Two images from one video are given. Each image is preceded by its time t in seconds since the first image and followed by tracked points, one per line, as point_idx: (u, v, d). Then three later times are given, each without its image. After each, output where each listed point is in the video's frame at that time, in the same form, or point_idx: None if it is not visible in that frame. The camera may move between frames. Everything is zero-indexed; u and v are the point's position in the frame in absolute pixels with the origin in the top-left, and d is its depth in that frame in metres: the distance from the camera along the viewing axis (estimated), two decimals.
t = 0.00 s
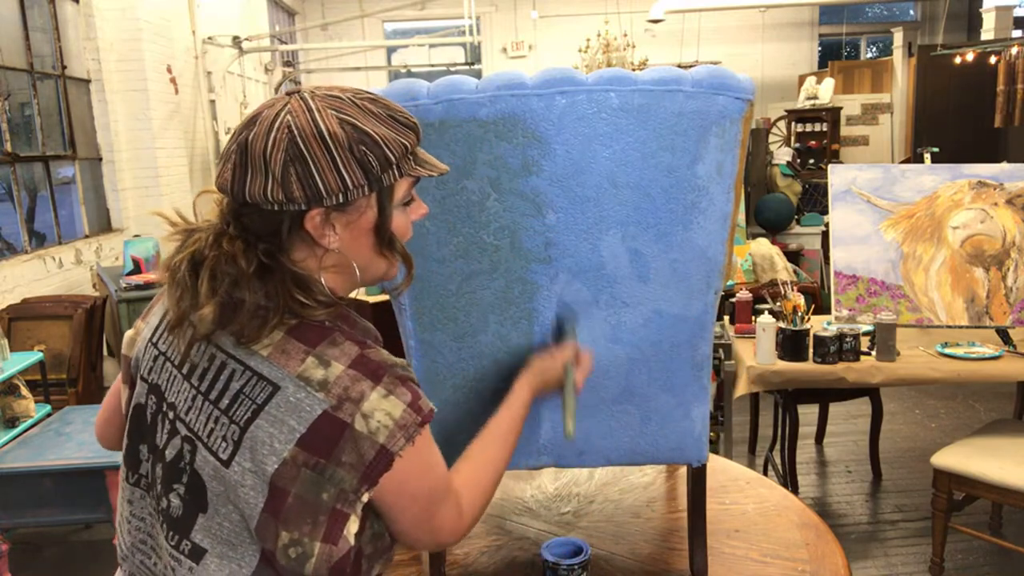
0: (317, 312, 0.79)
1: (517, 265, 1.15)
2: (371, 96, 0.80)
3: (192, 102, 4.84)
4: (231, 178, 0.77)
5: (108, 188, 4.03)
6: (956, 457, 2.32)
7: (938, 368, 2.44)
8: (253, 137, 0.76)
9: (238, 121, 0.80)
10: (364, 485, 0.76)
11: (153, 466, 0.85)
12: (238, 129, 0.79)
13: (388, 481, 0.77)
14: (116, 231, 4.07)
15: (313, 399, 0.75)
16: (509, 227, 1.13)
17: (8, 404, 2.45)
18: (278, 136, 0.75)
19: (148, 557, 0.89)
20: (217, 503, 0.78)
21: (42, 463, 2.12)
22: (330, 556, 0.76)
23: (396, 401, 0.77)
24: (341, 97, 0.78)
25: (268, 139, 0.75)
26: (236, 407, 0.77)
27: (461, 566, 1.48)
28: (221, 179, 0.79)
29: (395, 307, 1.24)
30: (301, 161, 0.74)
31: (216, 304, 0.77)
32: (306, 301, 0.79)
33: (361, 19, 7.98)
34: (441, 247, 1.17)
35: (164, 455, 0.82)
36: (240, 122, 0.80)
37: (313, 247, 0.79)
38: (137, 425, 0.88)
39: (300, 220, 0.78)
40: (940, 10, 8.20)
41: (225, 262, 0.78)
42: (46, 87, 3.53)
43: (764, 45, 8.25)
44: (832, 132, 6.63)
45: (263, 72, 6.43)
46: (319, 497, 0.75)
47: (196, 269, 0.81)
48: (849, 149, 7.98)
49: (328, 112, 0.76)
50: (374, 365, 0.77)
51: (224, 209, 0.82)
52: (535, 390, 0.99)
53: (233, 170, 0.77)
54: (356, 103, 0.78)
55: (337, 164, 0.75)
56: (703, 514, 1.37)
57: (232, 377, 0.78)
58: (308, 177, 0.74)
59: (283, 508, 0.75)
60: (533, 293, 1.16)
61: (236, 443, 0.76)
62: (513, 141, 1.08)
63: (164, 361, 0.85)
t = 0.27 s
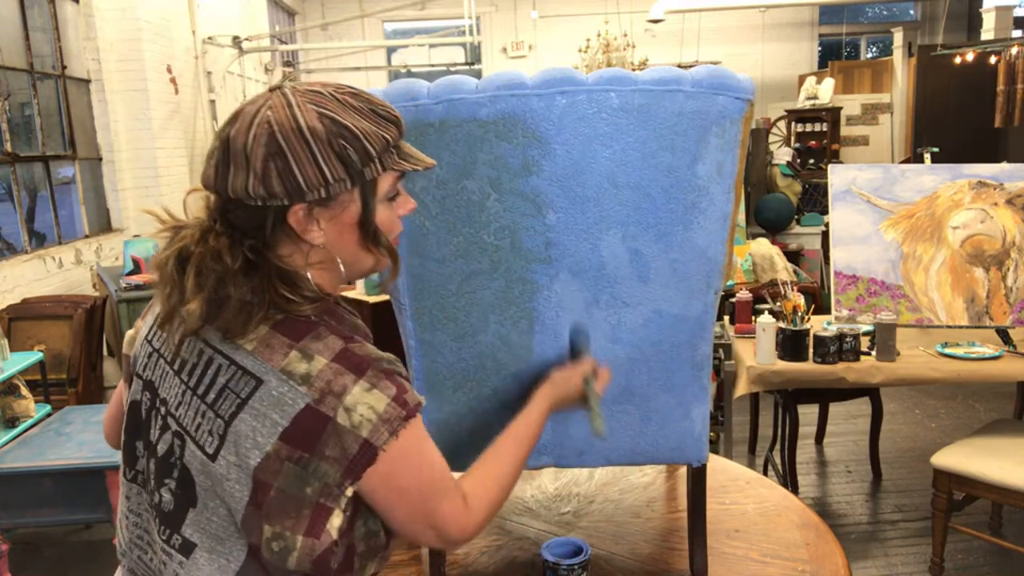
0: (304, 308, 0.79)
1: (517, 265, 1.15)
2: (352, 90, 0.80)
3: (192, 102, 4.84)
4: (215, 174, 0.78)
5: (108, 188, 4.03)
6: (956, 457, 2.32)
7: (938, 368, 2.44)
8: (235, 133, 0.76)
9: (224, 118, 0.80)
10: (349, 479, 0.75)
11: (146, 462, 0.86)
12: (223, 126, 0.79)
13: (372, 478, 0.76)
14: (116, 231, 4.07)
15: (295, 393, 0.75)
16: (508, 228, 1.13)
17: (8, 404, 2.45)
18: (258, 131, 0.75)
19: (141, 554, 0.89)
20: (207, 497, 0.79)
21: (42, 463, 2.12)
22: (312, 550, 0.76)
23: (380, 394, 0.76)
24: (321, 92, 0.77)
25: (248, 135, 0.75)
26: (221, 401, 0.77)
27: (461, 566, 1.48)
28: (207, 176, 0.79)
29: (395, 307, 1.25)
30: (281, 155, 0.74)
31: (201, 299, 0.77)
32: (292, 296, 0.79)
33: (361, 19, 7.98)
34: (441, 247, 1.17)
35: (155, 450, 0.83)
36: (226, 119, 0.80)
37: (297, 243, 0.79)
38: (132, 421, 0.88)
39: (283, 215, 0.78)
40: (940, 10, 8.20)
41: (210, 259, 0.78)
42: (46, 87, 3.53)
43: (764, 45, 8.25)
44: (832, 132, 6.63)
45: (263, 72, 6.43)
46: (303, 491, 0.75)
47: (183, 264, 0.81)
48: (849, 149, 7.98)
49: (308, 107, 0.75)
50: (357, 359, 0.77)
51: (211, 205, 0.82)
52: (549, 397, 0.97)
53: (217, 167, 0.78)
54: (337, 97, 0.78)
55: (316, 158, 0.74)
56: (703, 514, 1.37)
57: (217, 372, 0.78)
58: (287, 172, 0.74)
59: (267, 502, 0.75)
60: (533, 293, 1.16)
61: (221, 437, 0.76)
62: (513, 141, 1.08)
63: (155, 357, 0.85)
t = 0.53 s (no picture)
0: (286, 298, 0.79)
1: (517, 265, 1.15)
2: (335, 82, 0.80)
3: (192, 103, 4.84)
4: (196, 163, 0.78)
5: (108, 189, 4.03)
6: (957, 457, 2.32)
7: (938, 368, 2.44)
8: (216, 122, 0.76)
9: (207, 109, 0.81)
10: (334, 464, 0.76)
11: (139, 460, 0.87)
12: (205, 116, 0.79)
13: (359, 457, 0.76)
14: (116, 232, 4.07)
15: (276, 381, 0.75)
16: (507, 227, 1.13)
17: (8, 404, 2.45)
18: (239, 120, 0.75)
19: (134, 552, 0.90)
20: (195, 491, 0.79)
21: (42, 463, 2.12)
22: (301, 535, 0.76)
23: (361, 377, 0.75)
24: (304, 84, 0.77)
25: (229, 123, 0.75)
26: (205, 394, 0.77)
27: (461, 566, 1.48)
28: (188, 165, 0.79)
29: (395, 307, 1.25)
30: (261, 143, 0.74)
31: (181, 289, 0.77)
32: (274, 287, 0.79)
33: (361, 19, 7.97)
34: (441, 247, 1.17)
35: (146, 447, 0.84)
36: (209, 110, 0.80)
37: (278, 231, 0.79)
38: (126, 421, 0.90)
39: (263, 203, 0.77)
40: (940, 10, 8.19)
41: (192, 249, 0.78)
42: (46, 87, 3.53)
43: (764, 45, 8.25)
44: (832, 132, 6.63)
45: (263, 72, 6.43)
46: (288, 478, 0.75)
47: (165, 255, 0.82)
48: (849, 149, 7.98)
49: (290, 96, 0.75)
50: (336, 345, 0.76)
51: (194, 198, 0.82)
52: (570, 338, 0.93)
53: (198, 156, 0.78)
54: (318, 88, 0.78)
55: (296, 146, 0.74)
56: (703, 514, 1.37)
57: (201, 365, 0.79)
58: (268, 159, 0.74)
59: (251, 491, 0.75)
60: (533, 293, 1.16)
61: (205, 430, 0.77)
62: (513, 141, 1.08)
63: (145, 356, 0.86)
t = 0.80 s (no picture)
0: (281, 305, 0.79)
1: (517, 265, 1.15)
2: (326, 85, 0.80)
3: (192, 102, 4.84)
4: (187, 168, 0.77)
5: (108, 189, 4.03)
6: (956, 457, 2.32)
7: (938, 368, 2.44)
8: (207, 128, 0.76)
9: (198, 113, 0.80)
10: (328, 475, 0.75)
11: (134, 464, 0.87)
12: (196, 119, 0.79)
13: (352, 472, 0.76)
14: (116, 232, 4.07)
15: (271, 391, 0.75)
16: (507, 228, 1.13)
17: (8, 404, 2.45)
18: (231, 125, 0.74)
19: (128, 554, 0.90)
20: (189, 498, 0.79)
21: (42, 463, 2.12)
22: (292, 546, 0.76)
23: (357, 389, 0.76)
24: (295, 87, 0.77)
25: (221, 128, 0.75)
26: (199, 401, 0.77)
27: (461, 566, 1.48)
28: (179, 170, 0.79)
29: (395, 307, 1.25)
30: (254, 149, 0.74)
31: (179, 299, 0.77)
32: (268, 293, 0.79)
33: (361, 19, 7.98)
34: (441, 248, 1.16)
35: (141, 452, 0.84)
36: (199, 113, 0.80)
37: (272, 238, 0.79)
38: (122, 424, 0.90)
39: (257, 208, 0.77)
40: (940, 10, 8.19)
41: (187, 256, 0.78)
42: (46, 87, 3.53)
43: (764, 45, 8.25)
44: (832, 132, 6.63)
45: (263, 72, 6.43)
46: (281, 488, 0.75)
47: (159, 265, 0.81)
48: (849, 149, 7.97)
49: (281, 101, 0.75)
50: (332, 355, 0.77)
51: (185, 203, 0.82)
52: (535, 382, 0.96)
53: (188, 161, 0.77)
54: (310, 91, 0.77)
55: (290, 151, 0.74)
56: (703, 514, 1.37)
57: (196, 372, 0.79)
58: (261, 165, 0.74)
59: (245, 499, 0.76)
60: (533, 292, 1.16)
61: (200, 437, 0.77)
62: (513, 141, 1.08)
63: (141, 361, 0.86)
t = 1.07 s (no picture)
0: (274, 308, 0.79)
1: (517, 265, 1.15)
2: (328, 89, 0.79)
3: (192, 102, 4.84)
4: (185, 169, 0.78)
5: (108, 189, 4.03)
6: (956, 457, 2.32)
7: (938, 368, 2.44)
8: (207, 129, 0.76)
9: (200, 112, 0.80)
10: (322, 478, 0.75)
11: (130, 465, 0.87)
12: (197, 120, 0.79)
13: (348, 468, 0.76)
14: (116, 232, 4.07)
15: (265, 395, 0.75)
16: (507, 228, 1.13)
17: (8, 404, 2.45)
18: (229, 128, 0.74)
19: (124, 554, 0.90)
20: (184, 501, 0.79)
21: (42, 463, 2.12)
22: (287, 550, 0.75)
23: (351, 392, 0.75)
24: (297, 91, 0.77)
25: (220, 131, 0.75)
26: (194, 405, 0.77)
27: (461, 566, 1.48)
28: (178, 170, 0.79)
29: (395, 307, 1.25)
30: (251, 153, 0.74)
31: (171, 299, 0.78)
32: (261, 296, 0.79)
33: (361, 19, 7.98)
34: (441, 248, 1.16)
35: (136, 454, 0.84)
36: (200, 113, 0.80)
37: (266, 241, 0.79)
38: (117, 426, 0.90)
39: (253, 212, 0.78)
40: (940, 10, 8.19)
41: (181, 256, 0.78)
42: (46, 87, 3.53)
43: (765, 45, 8.25)
44: (832, 132, 6.63)
45: (263, 72, 6.43)
46: (275, 492, 0.75)
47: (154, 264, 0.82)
48: (849, 149, 7.96)
49: (281, 105, 0.75)
50: (326, 358, 0.76)
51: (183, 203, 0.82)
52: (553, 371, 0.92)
53: (187, 162, 0.77)
54: (311, 95, 0.77)
55: (287, 157, 0.74)
56: (703, 514, 1.37)
57: (190, 376, 0.79)
58: (258, 170, 0.74)
59: (239, 503, 0.75)
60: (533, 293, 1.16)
61: (194, 441, 0.77)
62: (513, 141, 1.08)
63: (136, 363, 0.86)
